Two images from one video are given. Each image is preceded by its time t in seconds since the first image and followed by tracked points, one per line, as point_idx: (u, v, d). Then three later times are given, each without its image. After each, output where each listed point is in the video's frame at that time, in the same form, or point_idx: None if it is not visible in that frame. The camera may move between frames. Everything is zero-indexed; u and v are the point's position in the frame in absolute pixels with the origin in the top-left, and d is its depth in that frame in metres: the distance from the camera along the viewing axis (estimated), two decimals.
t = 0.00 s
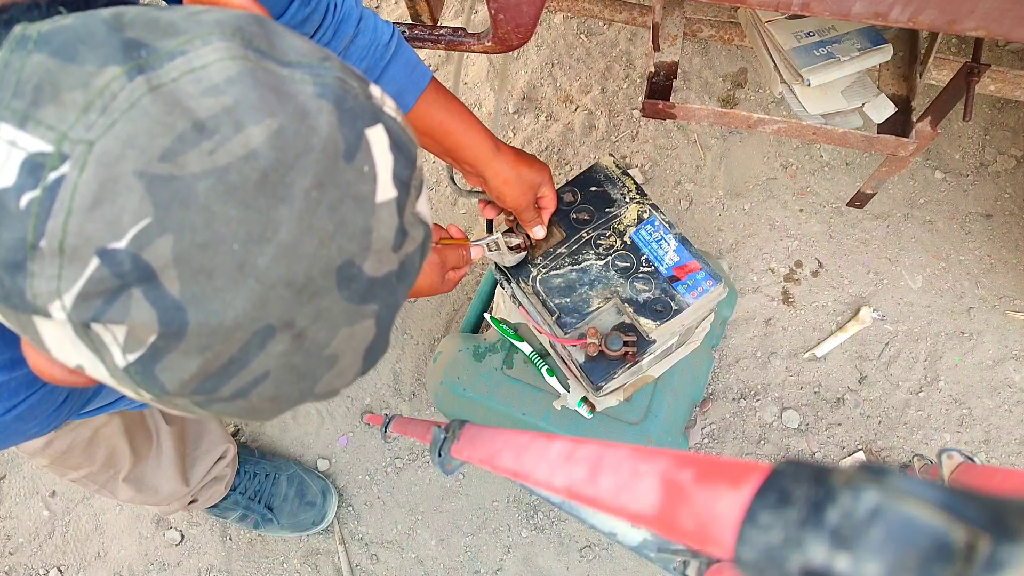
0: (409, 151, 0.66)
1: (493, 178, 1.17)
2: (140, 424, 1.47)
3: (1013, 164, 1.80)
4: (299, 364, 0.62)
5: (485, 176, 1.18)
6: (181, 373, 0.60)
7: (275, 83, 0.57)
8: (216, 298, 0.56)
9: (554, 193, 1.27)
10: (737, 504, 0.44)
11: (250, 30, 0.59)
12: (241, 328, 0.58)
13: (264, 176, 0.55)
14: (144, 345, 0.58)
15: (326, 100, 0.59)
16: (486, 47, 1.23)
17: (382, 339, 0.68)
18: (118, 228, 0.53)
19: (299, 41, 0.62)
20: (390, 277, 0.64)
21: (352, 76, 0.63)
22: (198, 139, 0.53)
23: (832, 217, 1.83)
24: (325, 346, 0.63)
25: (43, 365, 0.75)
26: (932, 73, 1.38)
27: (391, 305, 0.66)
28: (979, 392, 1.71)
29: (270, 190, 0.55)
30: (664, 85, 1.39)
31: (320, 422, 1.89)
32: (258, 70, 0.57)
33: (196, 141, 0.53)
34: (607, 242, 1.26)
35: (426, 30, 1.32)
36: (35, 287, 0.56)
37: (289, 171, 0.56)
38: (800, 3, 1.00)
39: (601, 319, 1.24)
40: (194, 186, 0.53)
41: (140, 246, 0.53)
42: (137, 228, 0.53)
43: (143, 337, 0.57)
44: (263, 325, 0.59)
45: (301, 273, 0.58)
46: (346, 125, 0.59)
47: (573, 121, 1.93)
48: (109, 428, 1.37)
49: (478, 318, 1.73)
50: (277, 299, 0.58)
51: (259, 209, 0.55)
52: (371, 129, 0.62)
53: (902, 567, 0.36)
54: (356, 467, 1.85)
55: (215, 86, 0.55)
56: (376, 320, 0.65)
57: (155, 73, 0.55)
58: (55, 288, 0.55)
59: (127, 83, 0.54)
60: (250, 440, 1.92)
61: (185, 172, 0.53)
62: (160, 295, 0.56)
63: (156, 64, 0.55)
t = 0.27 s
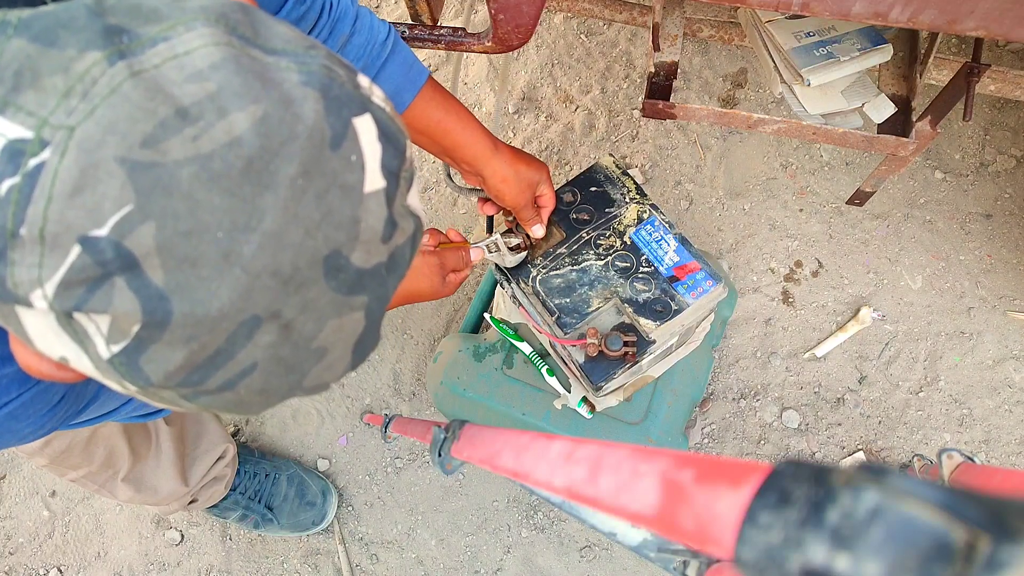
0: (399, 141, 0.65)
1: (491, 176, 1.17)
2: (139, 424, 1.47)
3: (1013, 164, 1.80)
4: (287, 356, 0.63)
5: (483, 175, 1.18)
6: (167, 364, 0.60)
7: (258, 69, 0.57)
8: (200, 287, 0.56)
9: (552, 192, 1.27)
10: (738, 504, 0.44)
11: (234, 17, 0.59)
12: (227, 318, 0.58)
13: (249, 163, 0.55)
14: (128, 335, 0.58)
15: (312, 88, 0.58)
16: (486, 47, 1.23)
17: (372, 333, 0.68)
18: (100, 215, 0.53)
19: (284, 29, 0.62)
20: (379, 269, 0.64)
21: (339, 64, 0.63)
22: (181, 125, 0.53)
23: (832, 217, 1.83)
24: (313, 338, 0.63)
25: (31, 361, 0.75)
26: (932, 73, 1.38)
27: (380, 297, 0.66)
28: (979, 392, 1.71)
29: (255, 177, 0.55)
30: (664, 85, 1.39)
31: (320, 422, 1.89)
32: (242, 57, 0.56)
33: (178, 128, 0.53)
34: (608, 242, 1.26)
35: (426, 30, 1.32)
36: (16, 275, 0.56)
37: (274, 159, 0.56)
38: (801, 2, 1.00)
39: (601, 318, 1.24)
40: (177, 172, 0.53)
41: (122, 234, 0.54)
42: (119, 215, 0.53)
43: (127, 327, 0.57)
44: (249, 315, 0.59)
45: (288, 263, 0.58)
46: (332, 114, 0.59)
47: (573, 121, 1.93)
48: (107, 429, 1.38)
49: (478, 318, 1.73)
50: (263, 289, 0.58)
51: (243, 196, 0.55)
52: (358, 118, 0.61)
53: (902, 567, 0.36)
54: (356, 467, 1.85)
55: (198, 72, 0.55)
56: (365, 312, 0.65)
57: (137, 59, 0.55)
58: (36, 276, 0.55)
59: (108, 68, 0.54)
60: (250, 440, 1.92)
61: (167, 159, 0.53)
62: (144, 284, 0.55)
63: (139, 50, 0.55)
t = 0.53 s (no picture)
0: (400, 147, 0.66)
1: (490, 180, 1.17)
2: (138, 424, 1.47)
3: (1013, 164, 1.80)
4: (291, 363, 0.63)
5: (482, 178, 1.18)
6: (174, 372, 0.60)
7: (262, 78, 0.56)
8: (206, 297, 0.56)
9: (554, 195, 1.26)
10: (737, 505, 0.44)
11: (237, 27, 0.58)
12: (232, 327, 0.58)
13: (254, 173, 0.55)
14: (135, 344, 0.58)
15: (314, 96, 0.58)
16: (486, 47, 1.23)
17: (374, 338, 0.68)
18: (107, 227, 0.53)
19: (285, 37, 0.61)
20: (382, 274, 0.65)
21: (341, 71, 0.63)
22: (186, 136, 0.53)
23: (832, 217, 1.83)
24: (316, 345, 0.63)
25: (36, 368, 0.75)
26: (932, 73, 1.38)
27: (382, 302, 0.66)
28: (979, 392, 1.71)
29: (260, 187, 0.55)
30: (664, 85, 1.39)
31: (320, 423, 1.89)
32: (246, 67, 0.56)
33: (183, 139, 0.53)
34: (608, 241, 1.26)
35: (426, 30, 1.32)
36: (24, 287, 0.56)
37: (278, 168, 0.56)
38: (800, 3, 1.00)
39: (601, 318, 1.24)
40: (182, 183, 0.53)
41: (129, 245, 0.54)
42: (126, 227, 0.53)
43: (134, 336, 0.57)
44: (254, 324, 0.59)
45: (292, 271, 0.58)
46: (335, 122, 0.59)
47: (573, 121, 1.93)
48: (108, 429, 1.38)
49: (478, 318, 1.73)
50: (268, 298, 0.58)
51: (248, 206, 0.55)
52: (361, 126, 0.61)
53: (902, 567, 0.36)
54: (356, 467, 1.85)
55: (202, 83, 0.54)
56: (368, 318, 0.66)
57: (142, 71, 0.54)
58: (44, 288, 0.55)
59: (114, 81, 0.53)
60: (250, 441, 1.92)
61: (173, 171, 0.53)
62: (150, 294, 0.56)
63: (144, 62, 0.55)
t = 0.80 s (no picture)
0: (399, 178, 0.66)
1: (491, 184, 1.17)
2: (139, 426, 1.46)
3: (1013, 164, 1.80)
4: (290, 393, 0.63)
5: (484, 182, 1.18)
6: (173, 406, 0.60)
7: (264, 118, 0.56)
8: (207, 334, 0.56)
9: (555, 197, 1.27)
10: (738, 504, 0.44)
11: (239, 65, 0.57)
12: (233, 363, 0.58)
13: (255, 215, 0.54)
14: (137, 379, 0.58)
15: (315, 134, 0.58)
16: (486, 47, 1.23)
17: (373, 364, 0.68)
18: (109, 270, 0.53)
19: (287, 72, 0.60)
20: (382, 304, 0.65)
21: (342, 106, 0.62)
22: (188, 179, 0.53)
23: (832, 217, 1.83)
24: (316, 376, 0.63)
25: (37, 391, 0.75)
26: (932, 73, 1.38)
27: (382, 331, 0.66)
28: (979, 392, 1.71)
29: (261, 228, 0.55)
30: (664, 85, 1.39)
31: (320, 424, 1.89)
32: (248, 107, 0.55)
33: (185, 183, 0.53)
34: (608, 241, 1.26)
35: (426, 30, 1.32)
36: (27, 326, 0.56)
37: (279, 209, 0.55)
38: (800, 3, 1.00)
39: (601, 318, 1.24)
40: (184, 226, 0.53)
41: (131, 286, 0.54)
42: (128, 269, 0.53)
43: (136, 373, 0.58)
44: (254, 358, 0.59)
45: (292, 308, 0.58)
46: (336, 159, 0.59)
47: (573, 121, 1.93)
48: (107, 431, 1.36)
49: (478, 318, 1.73)
50: (268, 334, 0.58)
51: (249, 247, 0.55)
52: (362, 161, 0.61)
53: (902, 566, 0.36)
54: (356, 467, 1.86)
55: (205, 126, 0.53)
56: (367, 347, 0.66)
57: (145, 114, 0.53)
58: (47, 327, 0.55)
59: (117, 126, 0.52)
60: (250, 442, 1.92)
61: (175, 214, 0.53)
62: (152, 333, 0.56)
63: (147, 105, 0.53)
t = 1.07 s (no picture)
0: (402, 202, 0.65)
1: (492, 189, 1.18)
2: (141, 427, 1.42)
3: (1013, 164, 1.80)
4: (292, 418, 0.63)
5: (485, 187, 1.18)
6: (178, 434, 0.60)
7: (267, 149, 0.55)
8: (210, 364, 0.56)
9: (555, 198, 1.27)
10: (738, 504, 0.44)
11: (243, 96, 0.56)
12: (236, 392, 0.58)
13: (258, 247, 0.54)
14: (141, 409, 0.58)
15: (318, 163, 0.57)
16: (486, 47, 1.23)
17: (375, 385, 0.68)
18: (114, 305, 0.53)
19: (291, 100, 0.60)
20: (383, 328, 0.65)
21: (345, 132, 0.62)
22: (192, 215, 0.53)
23: (832, 217, 1.83)
24: (318, 400, 0.63)
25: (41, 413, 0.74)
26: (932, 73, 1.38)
27: (383, 353, 0.66)
28: (979, 392, 1.71)
29: (264, 259, 0.55)
30: (664, 85, 1.39)
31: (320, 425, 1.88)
32: (252, 139, 0.55)
33: (189, 218, 0.53)
34: (608, 241, 1.26)
35: (426, 30, 1.32)
36: (32, 359, 0.56)
37: (282, 241, 0.55)
38: (800, 3, 1.00)
39: (601, 318, 1.24)
40: (188, 261, 0.53)
41: (135, 320, 0.54)
42: (133, 304, 0.53)
43: (140, 403, 0.58)
44: (257, 386, 0.59)
45: (294, 336, 0.58)
46: (338, 188, 0.58)
47: (573, 121, 1.93)
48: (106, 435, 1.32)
49: (478, 318, 1.73)
50: (271, 363, 0.58)
51: (252, 279, 0.55)
52: (364, 189, 0.61)
53: (902, 567, 0.36)
54: (356, 467, 1.86)
55: (208, 160, 0.53)
56: (369, 369, 0.65)
57: (148, 150, 0.53)
58: (52, 361, 0.56)
59: (120, 163, 0.52)
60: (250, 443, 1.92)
61: (180, 249, 0.53)
62: (156, 365, 0.56)
63: (150, 140, 0.53)
